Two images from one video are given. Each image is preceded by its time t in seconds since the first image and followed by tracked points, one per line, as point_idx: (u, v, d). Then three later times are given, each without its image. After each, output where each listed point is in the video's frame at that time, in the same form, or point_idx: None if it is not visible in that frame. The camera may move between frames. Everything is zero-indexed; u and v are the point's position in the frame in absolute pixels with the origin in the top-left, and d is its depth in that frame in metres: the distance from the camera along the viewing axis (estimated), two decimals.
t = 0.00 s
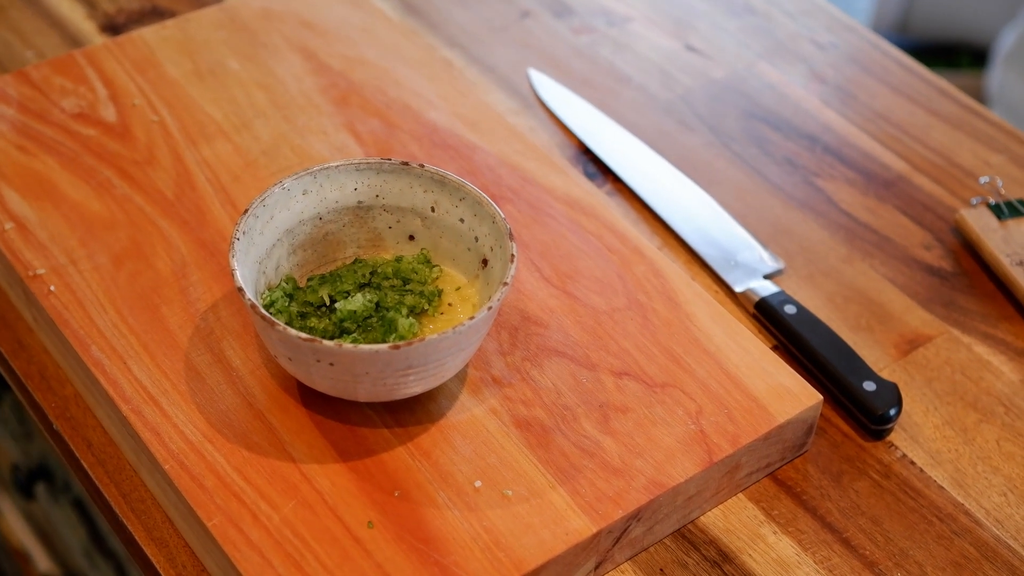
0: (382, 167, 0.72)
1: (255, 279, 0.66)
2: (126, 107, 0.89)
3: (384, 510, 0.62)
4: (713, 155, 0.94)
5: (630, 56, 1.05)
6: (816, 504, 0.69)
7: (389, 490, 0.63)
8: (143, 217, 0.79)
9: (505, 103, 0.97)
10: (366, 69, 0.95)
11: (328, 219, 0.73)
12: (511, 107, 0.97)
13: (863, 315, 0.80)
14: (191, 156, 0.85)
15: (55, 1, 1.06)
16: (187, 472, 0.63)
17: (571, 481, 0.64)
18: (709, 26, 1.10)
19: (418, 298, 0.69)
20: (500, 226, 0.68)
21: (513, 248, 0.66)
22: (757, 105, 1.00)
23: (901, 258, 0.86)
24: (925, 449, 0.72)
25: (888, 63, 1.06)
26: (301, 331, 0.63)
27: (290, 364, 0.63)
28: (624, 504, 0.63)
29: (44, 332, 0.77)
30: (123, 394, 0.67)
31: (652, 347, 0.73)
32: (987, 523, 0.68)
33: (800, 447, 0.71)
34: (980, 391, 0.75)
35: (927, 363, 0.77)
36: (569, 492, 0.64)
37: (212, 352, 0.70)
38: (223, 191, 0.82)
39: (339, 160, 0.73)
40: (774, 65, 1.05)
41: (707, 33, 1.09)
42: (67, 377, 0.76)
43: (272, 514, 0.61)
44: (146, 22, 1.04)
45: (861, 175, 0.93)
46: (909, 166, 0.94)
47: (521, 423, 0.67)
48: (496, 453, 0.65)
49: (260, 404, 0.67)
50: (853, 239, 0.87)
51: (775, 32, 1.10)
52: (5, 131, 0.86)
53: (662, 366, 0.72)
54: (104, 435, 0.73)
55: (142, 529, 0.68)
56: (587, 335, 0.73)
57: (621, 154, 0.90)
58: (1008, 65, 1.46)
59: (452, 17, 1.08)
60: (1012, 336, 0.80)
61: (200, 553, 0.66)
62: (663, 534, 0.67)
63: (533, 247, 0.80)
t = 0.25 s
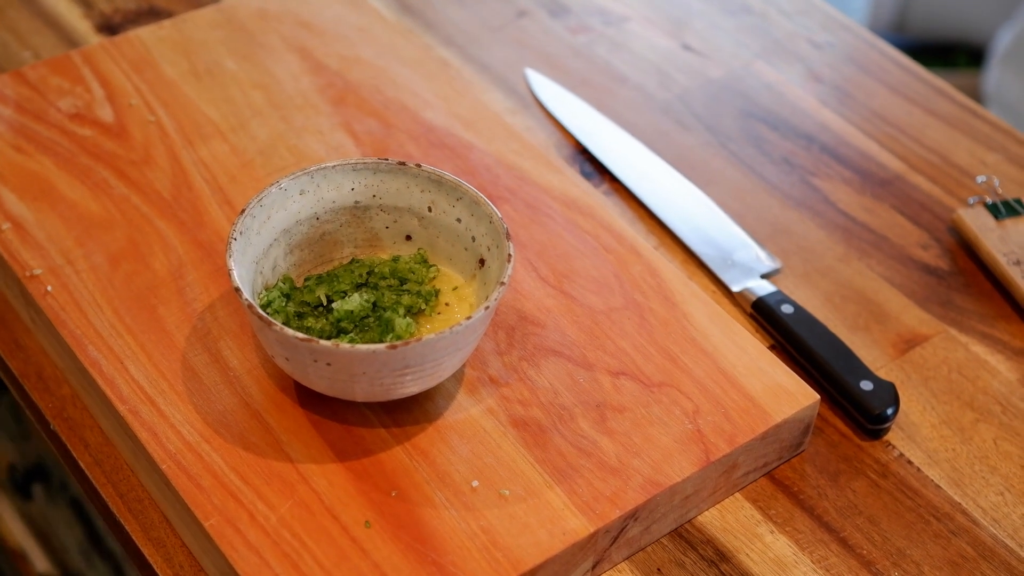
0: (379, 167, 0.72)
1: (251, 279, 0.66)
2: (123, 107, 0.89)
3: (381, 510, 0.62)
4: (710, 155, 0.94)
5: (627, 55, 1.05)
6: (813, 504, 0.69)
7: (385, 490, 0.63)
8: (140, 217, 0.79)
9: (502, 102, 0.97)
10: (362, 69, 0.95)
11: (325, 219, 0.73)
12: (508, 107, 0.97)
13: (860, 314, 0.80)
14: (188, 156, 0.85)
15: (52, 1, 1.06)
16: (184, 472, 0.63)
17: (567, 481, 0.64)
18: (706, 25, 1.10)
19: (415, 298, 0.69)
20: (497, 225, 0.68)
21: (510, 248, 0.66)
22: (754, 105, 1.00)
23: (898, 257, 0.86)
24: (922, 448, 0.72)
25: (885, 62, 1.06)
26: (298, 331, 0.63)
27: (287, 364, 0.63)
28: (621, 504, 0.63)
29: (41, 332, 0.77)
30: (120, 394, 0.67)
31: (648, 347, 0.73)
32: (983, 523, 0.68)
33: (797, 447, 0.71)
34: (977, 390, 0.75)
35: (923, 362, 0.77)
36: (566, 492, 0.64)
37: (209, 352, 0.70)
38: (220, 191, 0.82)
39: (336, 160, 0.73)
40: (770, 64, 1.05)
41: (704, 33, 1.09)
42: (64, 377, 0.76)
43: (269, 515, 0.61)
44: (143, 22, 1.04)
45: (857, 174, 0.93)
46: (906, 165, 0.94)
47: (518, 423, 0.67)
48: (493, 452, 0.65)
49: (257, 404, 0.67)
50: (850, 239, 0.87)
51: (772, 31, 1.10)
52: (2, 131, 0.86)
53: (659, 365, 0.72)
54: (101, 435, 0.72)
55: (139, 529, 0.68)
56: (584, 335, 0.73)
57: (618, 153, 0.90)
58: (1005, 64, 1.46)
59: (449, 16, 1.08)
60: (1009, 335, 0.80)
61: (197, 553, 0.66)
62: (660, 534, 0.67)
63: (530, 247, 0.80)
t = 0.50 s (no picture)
0: (378, 168, 0.72)
1: (251, 280, 0.66)
2: (121, 109, 0.89)
3: (381, 511, 0.62)
4: (709, 155, 0.94)
5: (626, 56, 1.05)
6: (813, 504, 0.69)
7: (385, 491, 0.63)
8: (139, 219, 0.79)
9: (500, 103, 0.97)
10: (360, 70, 0.95)
11: (324, 220, 0.73)
12: (507, 108, 0.97)
13: (859, 314, 0.80)
14: (187, 158, 0.84)
15: (49, 3, 1.06)
16: (184, 474, 0.63)
17: (567, 482, 0.64)
18: (704, 25, 1.10)
19: (415, 300, 0.68)
20: (496, 226, 0.68)
21: (509, 249, 0.66)
22: (752, 105, 1.00)
23: (897, 257, 0.86)
24: (922, 448, 0.72)
25: (883, 62, 1.06)
26: (297, 333, 0.63)
27: (286, 365, 0.63)
28: (621, 504, 0.63)
29: (40, 335, 0.77)
30: (120, 396, 0.67)
31: (647, 347, 0.73)
32: (984, 522, 0.68)
33: (797, 447, 0.71)
34: (976, 390, 0.75)
35: (923, 362, 0.77)
36: (566, 492, 0.64)
37: (209, 354, 0.70)
38: (219, 192, 0.82)
39: (334, 161, 0.73)
40: (769, 64, 1.05)
41: (702, 33, 1.09)
42: (63, 379, 0.75)
43: (269, 516, 0.61)
44: (140, 24, 1.04)
45: (856, 174, 0.93)
46: (904, 165, 0.94)
47: (518, 424, 0.67)
48: (493, 453, 0.65)
49: (256, 406, 0.67)
50: (849, 239, 0.87)
51: (770, 31, 1.10)
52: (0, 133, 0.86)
53: (658, 366, 0.72)
54: (101, 437, 0.72)
55: (139, 531, 0.68)
56: (583, 336, 0.73)
57: (617, 154, 0.90)
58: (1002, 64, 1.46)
59: (447, 17, 1.08)
60: (1008, 335, 0.80)
61: (197, 555, 0.66)
62: (660, 534, 0.67)
63: (529, 248, 0.80)
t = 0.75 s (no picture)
0: (380, 172, 0.72)
1: (253, 285, 0.66)
2: (123, 114, 0.89)
3: (384, 515, 0.62)
4: (711, 158, 0.94)
5: (627, 59, 1.05)
6: (816, 506, 0.69)
7: (388, 495, 0.63)
8: (141, 224, 0.79)
9: (502, 107, 0.97)
10: (362, 74, 0.95)
11: (326, 225, 0.73)
12: (508, 111, 0.97)
13: (862, 317, 0.80)
14: (188, 162, 0.85)
15: (51, 9, 1.06)
16: (187, 478, 0.63)
17: (570, 485, 0.64)
18: (705, 28, 1.10)
19: (417, 303, 0.69)
20: (498, 230, 0.68)
21: (511, 252, 0.66)
22: (754, 107, 1.00)
23: (899, 259, 0.86)
24: (925, 450, 0.72)
25: (884, 64, 1.06)
26: (299, 337, 0.63)
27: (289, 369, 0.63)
28: (624, 507, 0.63)
29: (42, 340, 0.77)
30: (122, 401, 0.67)
31: (650, 350, 0.73)
32: (987, 524, 0.68)
33: (800, 449, 0.71)
34: (979, 392, 0.75)
35: (925, 364, 0.77)
36: (569, 496, 0.64)
37: (211, 358, 0.70)
38: (221, 197, 0.82)
39: (336, 165, 0.73)
40: (770, 67, 1.05)
41: (703, 36, 1.09)
42: (66, 384, 0.76)
43: (272, 521, 0.61)
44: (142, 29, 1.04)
45: (857, 176, 0.93)
46: (906, 167, 0.94)
47: (520, 427, 0.67)
48: (496, 457, 0.65)
49: (259, 410, 0.67)
50: (851, 241, 0.87)
51: (771, 34, 1.10)
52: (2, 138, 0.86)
53: (661, 369, 0.72)
54: (104, 442, 0.72)
55: (142, 536, 0.68)
56: (585, 339, 0.73)
57: (618, 157, 0.90)
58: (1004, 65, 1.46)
59: (448, 21, 1.08)
60: (1010, 336, 0.80)
61: (200, 560, 0.66)
62: (663, 537, 0.67)
63: (531, 251, 0.80)
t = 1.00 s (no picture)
0: (383, 175, 0.72)
1: (257, 288, 0.66)
2: (126, 116, 0.89)
3: (388, 518, 0.62)
4: (714, 160, 0.94)
5: (630, 61, 1.05)
6: (820, 509, 0.69)
7: (393, 498, 0.63)
8: (144, 227, 0.79)
9: (505, 109, 0.97)
10: (365, 77, 0.95)
11: (329, 228, 0.73)
12: (511, 113, 0.97)
13: (865, 319, 0.80)
14: (192, 165, 0.85)
15: (53, 11, 1.06)
16: (191, 482, 0.63)
17: (574, 488, 0.64)
18: (708, 30, 1.10)
19: (421, 306, 0.68)
20: (502, 233, 0.68)
21: (515, 255, 0.66)
22: (756, 110, 1.00)
23: (902, 261, 0.86)
24: (929, 453, 0.72)
25: (887, 66, 1.06)
26: (304, 340, 0.63)
27: (293, 373, 0.63)
28: (628, 510, 0.63)
29: (46, 343, 0.77)
30: (126, 404, 0.67)
31: (654, 353, 0.73)
32: (990, 527, 0.68)
33: (804, 452, 0.71)
34: (983, 395, 0.75)
35: (929, 367, 0.77)
36: (573, 499, 0.64)
37: (215, 361, 0.70)
38: (224, 200, 0.82)
39: (340, 168, 0.73)
40: (773, 69, 1.05)
41: (706, 38, 1.09)
42: (69, 388, 0.76)
43: (276, 524, 0.61)
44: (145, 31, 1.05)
45: (860, 179, 0.93)
46: (909, 169, 0.94)
47: (524, 430, 0.67)
48: (500, 460, 0.65)
49: (263, 413, 0.67)
50: (854, 243, 0.87)
51: (774, 36, 1.10)
52: (5, 141, 0.86)
53: (665, 372, 0.72)
54: (107, 445, 0.72)
55: (146, 539, 0.68)
56: (589, 341, 0.73)
57: (622, 159, 0.90)
58: (1008, 67, 1.45)
59: (451, 23, 1.08)
60: (1014, 339, 0.80)
61: (204, 563, 0.66)
62: (667, 540, 0.67)
63: (535, 254, 0.80)
